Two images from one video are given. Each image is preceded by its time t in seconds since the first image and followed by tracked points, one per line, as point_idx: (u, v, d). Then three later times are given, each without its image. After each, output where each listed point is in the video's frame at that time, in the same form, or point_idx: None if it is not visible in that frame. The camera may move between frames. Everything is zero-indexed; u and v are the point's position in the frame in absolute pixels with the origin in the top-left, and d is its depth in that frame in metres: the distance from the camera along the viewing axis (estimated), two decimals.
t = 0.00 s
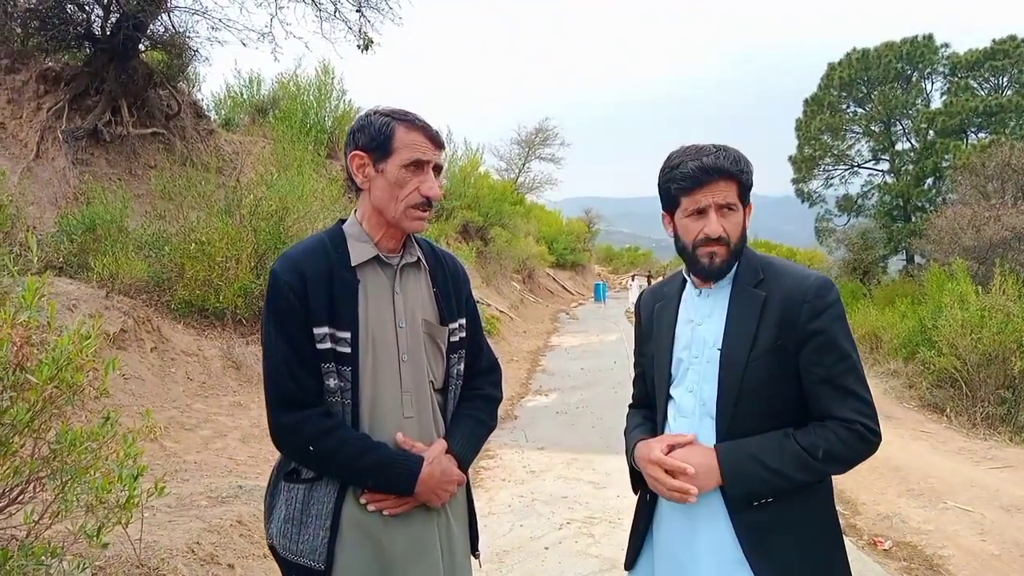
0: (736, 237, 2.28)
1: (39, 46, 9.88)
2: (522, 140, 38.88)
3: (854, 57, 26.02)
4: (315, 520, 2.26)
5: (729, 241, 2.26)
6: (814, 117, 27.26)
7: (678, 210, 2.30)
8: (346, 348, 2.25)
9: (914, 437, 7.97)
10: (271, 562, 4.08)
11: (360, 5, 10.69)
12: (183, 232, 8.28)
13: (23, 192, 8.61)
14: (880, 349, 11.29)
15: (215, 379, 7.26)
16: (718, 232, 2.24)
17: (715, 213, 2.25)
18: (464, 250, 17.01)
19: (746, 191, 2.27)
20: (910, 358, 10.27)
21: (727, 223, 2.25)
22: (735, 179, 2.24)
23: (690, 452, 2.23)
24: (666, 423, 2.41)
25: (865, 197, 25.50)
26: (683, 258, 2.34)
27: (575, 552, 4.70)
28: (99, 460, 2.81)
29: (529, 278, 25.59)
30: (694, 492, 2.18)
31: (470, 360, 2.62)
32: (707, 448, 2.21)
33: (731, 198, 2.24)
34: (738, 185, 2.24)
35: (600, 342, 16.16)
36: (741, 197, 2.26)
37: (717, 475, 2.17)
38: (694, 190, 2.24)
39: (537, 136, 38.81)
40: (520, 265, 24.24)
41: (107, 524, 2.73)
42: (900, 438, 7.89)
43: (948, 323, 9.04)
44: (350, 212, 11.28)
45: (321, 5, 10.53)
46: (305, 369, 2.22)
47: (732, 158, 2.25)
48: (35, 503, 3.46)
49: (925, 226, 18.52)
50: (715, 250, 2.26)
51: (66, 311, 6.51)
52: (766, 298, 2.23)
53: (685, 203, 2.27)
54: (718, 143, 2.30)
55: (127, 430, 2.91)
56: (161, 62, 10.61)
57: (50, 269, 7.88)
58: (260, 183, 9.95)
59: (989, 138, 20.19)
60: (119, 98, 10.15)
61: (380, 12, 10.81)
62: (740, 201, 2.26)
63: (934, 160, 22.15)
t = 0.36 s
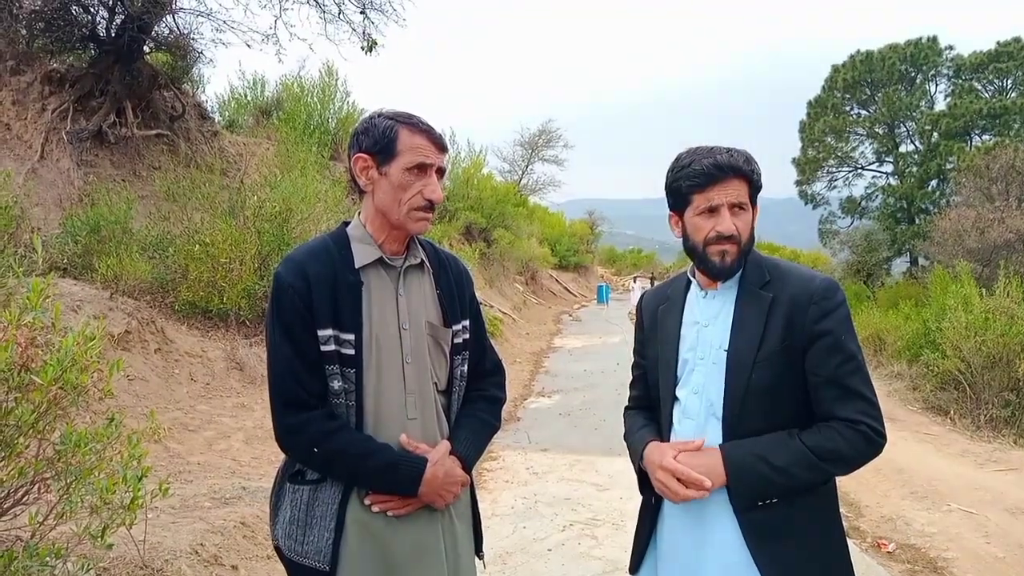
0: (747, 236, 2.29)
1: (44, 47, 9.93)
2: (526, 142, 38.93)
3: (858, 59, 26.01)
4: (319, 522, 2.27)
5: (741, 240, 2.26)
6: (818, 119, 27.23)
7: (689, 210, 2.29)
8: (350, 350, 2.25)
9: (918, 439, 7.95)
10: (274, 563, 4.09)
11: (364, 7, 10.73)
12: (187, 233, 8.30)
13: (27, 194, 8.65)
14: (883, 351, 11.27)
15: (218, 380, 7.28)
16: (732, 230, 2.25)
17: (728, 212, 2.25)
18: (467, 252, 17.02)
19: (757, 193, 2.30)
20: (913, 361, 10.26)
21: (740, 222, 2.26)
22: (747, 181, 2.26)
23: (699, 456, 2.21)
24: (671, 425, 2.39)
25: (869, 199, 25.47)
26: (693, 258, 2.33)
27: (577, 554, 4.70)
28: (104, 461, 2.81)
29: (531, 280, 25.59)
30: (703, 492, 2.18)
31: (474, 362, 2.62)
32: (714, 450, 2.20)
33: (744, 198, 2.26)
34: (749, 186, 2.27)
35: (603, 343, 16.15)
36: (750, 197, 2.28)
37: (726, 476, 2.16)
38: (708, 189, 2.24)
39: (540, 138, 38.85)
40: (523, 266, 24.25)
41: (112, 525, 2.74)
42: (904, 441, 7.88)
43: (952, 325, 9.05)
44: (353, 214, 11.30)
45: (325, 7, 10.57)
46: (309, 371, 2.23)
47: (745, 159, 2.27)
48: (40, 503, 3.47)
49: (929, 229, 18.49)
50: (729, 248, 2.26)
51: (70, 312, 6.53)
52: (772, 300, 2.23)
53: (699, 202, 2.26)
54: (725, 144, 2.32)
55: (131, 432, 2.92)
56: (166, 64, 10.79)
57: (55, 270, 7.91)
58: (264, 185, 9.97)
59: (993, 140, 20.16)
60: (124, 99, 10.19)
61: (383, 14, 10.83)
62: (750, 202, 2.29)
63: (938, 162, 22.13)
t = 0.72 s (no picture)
0: (730, 247, 2.26)
1: (42, 46, 9.91)
2: (524, 141, 38.94)
3: (855, 56, 26.06)
4: (321, 522, 2.27)
5: (721, 251, 2.25)
6: (815, 116, 27.25)
7: (675, 216, 2.30)
8: (350, 349, 2.25)
9: (916, 436, 7.97)
10: (274, 562, 4.09)
11: (361, 5, 10.72)
12: (185, 232, 8.29)
13: (25, 194, 8.64)
14: (881, 348, 11.29)
15: (217, 380, 7.27)
16: (709, 242, 2.24)
17: (706, 225, 2.24)
18: (465, 250, 17.02)
19: (743, 204, 2.23)
20: (911, 358, 10.27)
21: (719, 235, 2.24)
22: (728, 195, 2.20)
23: (700, 453, 2.20)
24: (670, 424, 2.38)
25: (866, 197, 25.51)
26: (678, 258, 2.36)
27: (576, 551, 4.70)
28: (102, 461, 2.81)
29: (530, 278, 25.58)
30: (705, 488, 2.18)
31: (472, 359, 2.62)
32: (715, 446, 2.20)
33: (723, 212, 2.22)
34: (731, 199, 2.21)
35: (602, 341, 16.16)
36: (734, 210, 2.23)
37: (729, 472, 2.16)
38: (685, 202, 2.23)
39: (538, 136, 38.83)
40: (521, 265, 24.24)
41: (110, 524, 2.74)
42: (902, 437, 7.89)
43: (950, 322, 9.06)
44: (351, 212, 11.29)
45: (322, 5, 10.56)
46: (308, 371, 2.22)
47: (727, 171, 2.19)
48: (39, 503, 3.47)
49: (927, 226, 18.50)
50: (703, 260, 2.27)
51: (68, 312, 6.52)
52: (772, 296, 2.24)
53: (679, 211, 2.27)
54: (722, 149, 2.24)
55: (130, 431, 2.92)
56: (163, 63, 10.77)
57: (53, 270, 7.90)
58: (262, 184, 9.95)
59: (990, 137, 20.19)
60: (121, 99, 10.16)
61: (381, 12, 10.82)
62: (734, 213, 2.23)
63: (936, 159, 22.15)
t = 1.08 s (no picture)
0: (736, 244, 2.25)
1: (52, 50, 9.95)
2: (531, 142, 38.95)
3: (864, 56, 25.97)
4: (329, 526, 2.23)
5: (727, 246, 2.25)
6: (824, 117, 27.15)
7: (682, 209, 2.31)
8: (357, 350, 2.25)
9: (927, 438, 7.92)
10: (284, 563, 4.09)
11: (369, 7, 10.74)
12: (194, 234, 8.33)
13: (36, 196, 8.70)
14: (891, 349, 11.23)
15: (227, 381, 7.29)
16: (714, 236, 2.24)
17: (711, 219, 2.24)
18: (473, 252, 17.02)
19: (750, 198, 2.23)
20: (921, 359, 10.21)
21: (724, 231, 2.24)
22: (736, 186, 2.21)
23: (712, 459, 2.18)
24: (681, 429, 2.37)
25: (876, 197, 25.40)
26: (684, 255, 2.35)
27: (586, 553, 4.69)
28: (114, 462, 2.82)
29: (537, 279, 25.58)
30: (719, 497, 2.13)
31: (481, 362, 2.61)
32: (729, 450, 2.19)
33: (728, 205, 2.22)
34: (738, 192, 2.21)
35: (610, 342, 16.14)
36: (741, 205, 2.23)
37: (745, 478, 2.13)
38: (693, 195, 2.24)
39: (546, 137, 38.81)
40: (529, 266, 24.24)
41: (123, 525, 2.75)
42: (913, 439, 7.85)
43: (961, 323, 9.01)
44: (360, 214, 11.32)
45: (330, 7, 10.58)
46: (315, 373, 2.21)
47: (737, 163, 2.21)
48: (50, 504, 3.48)
49: (937, 227, 18.40)
50: (707, 254, 2.26)
51: (79, 313, 6.54)
52: (781, 298, 2.23)
53: (686, 204, 2.27)
54: (734, 145, 2.25)
55: (141, 432, 2.92)
56: (172, 65, 10.79)
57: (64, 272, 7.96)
58: (271, 185, 9.98)
59: (1000, 137, 20.09)
60: (131, 101, 10.21)
61: (389, 14, 10.84)
62: (740, 208, 2.23)
63: (945, 159, 22.04)
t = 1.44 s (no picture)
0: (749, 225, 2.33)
1: (49, 54, 9.95)
2: (530, 141, 38.97)
3: (862, 53, 26.00)
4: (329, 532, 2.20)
5: (744, 228, 2.29)
6: (823, 114, 27.16)
7: (690, 199, 2.32)
8: (358, 355, 2.22)
9: (928, 434, 7.92)
10: (286, 565, 4.08)
11: (366, 8, 10.75)
12: (193, 237, 8.33)
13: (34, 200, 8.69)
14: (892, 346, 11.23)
15: (227, 383, 7.29)
16: (737, 214, 2.28)
17: (731, 198, 2.29)
18: (473, 252, 17.03)
19: (754, 185, 2.35)
20: (922, 355, 10.21)
21: (742, 210, 2.29)
22: (746, 167, 2.32)
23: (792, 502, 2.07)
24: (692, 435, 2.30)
25: (875, 193, 25.41)
26: (696, 246, 2.33)
27: (587, 552, 4.69)
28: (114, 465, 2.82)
29: (537, 279, 25.57)
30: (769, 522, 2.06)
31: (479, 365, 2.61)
32: (797, 486, 2.09)
33: (743, 185, 2.31)
34: (748, 175, 2.32)
35: (611, 341, 16.14)
36: (749, 185, 2.34)
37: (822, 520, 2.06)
38: (712, 174, 2.28)
39: (545, 136, 38.80)
40: (529, 266, 24.24)
41: (123, 529, 2.75)
42: (914, 436, 7.85)
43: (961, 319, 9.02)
44: (359, 215, 11.32)
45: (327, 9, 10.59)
46: (314, 379, 2.18)
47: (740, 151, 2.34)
48: (51, 509, 3.48)
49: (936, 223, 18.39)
50: (733, 232, 2.28)
51: (79, 317, 6.55)
52: (786, 288, 2.28)
53: (702, 187, 2.30)
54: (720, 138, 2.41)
55: (141, 436, 2.93)
56: (171, 68, 10.84)
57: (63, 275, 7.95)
58: (270, 187, 9.97)
59: (999, 133, 20.11)
60: (129, 104, 10.21)
61: (386, 15, 10.84)
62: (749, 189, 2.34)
63: (944, 155, 22.04)
